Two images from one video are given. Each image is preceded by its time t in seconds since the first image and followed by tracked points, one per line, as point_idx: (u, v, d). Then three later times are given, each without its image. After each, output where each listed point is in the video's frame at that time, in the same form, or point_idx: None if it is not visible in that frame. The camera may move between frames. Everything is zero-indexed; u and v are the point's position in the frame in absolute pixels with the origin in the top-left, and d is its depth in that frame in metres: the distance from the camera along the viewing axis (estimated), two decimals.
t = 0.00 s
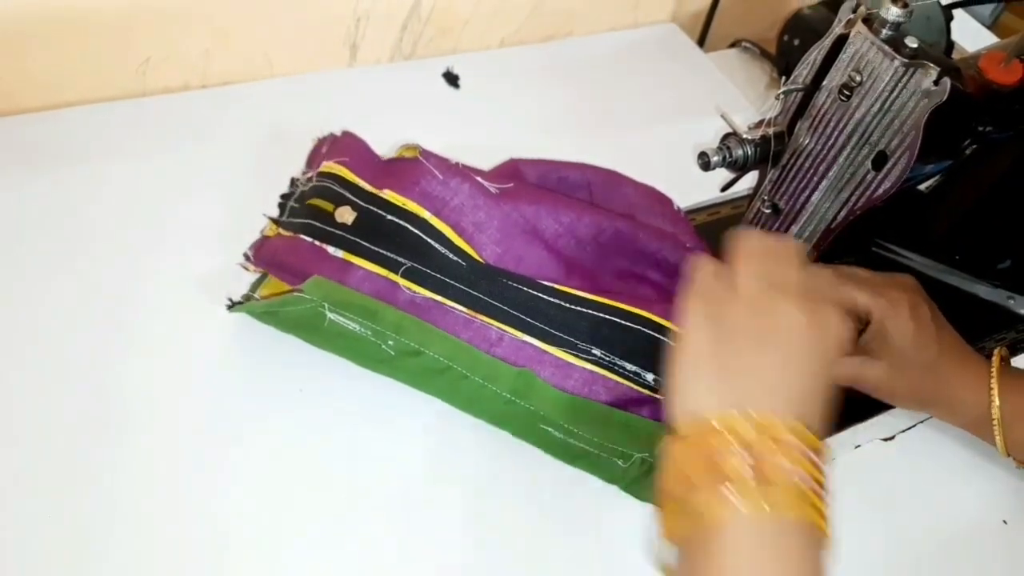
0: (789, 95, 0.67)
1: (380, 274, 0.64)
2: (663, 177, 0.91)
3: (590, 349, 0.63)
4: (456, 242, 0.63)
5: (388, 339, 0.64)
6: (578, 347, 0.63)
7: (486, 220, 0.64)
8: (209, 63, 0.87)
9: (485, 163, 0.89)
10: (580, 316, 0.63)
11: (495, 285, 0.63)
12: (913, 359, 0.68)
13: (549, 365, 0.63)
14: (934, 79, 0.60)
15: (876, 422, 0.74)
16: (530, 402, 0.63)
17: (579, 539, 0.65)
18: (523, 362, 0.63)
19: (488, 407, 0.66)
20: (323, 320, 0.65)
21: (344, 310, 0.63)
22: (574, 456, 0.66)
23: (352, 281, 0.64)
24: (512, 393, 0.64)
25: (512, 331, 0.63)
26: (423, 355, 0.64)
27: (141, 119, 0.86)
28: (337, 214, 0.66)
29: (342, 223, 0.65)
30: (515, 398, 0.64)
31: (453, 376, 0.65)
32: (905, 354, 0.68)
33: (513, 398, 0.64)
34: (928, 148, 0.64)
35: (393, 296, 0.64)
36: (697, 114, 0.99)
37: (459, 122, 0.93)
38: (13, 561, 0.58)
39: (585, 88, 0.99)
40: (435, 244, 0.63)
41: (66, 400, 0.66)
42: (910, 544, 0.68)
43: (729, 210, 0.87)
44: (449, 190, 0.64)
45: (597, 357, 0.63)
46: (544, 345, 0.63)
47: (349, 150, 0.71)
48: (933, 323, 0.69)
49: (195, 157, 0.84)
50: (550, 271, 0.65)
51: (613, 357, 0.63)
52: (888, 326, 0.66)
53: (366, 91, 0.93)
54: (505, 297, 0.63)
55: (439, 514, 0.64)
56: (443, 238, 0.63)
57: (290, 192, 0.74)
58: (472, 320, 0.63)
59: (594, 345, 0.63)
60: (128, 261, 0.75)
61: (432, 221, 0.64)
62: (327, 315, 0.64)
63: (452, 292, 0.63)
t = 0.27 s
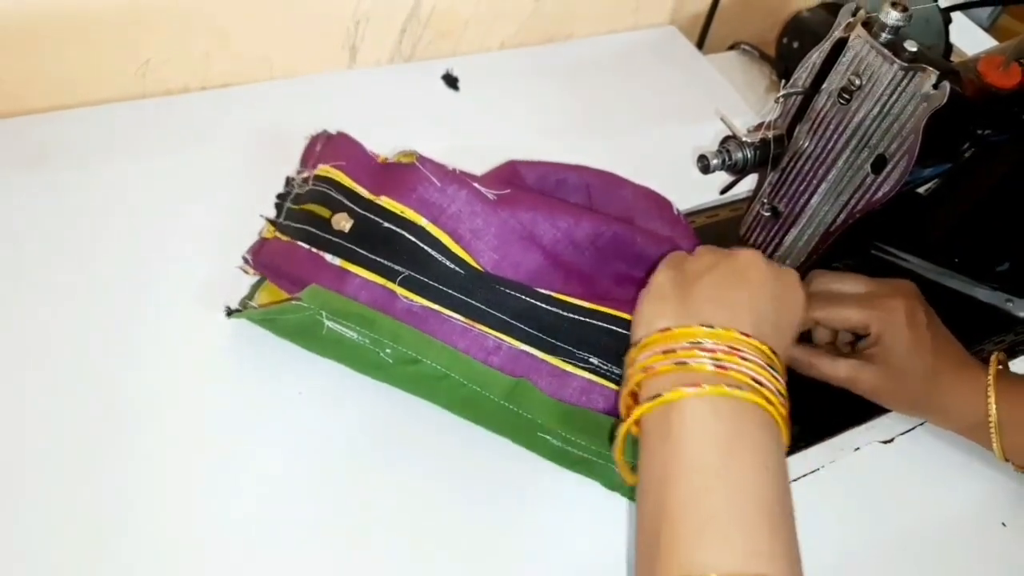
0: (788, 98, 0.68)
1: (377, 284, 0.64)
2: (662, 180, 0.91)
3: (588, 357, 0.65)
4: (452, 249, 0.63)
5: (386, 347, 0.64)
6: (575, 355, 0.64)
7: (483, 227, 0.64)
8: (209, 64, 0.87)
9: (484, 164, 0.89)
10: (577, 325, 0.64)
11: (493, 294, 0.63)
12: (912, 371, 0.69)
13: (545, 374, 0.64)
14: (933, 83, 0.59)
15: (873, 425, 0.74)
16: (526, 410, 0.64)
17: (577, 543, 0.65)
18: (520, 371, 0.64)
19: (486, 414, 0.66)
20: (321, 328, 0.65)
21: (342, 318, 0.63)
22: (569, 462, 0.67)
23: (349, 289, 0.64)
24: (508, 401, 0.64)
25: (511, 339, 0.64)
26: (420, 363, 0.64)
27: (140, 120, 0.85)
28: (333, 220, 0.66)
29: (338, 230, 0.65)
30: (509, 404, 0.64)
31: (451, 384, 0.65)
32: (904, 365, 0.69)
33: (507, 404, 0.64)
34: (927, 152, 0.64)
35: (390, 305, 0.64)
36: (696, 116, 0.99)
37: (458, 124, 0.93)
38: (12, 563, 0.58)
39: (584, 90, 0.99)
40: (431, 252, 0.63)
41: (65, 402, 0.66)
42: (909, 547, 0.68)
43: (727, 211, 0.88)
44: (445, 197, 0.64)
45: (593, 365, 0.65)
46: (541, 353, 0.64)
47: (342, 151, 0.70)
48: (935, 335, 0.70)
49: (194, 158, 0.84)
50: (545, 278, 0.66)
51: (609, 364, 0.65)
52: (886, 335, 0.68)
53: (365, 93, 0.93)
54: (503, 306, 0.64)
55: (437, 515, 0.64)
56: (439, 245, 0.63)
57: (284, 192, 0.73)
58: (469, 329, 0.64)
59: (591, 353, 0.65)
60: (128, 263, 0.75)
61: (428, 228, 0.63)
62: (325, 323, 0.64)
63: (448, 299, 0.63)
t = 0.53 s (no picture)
0: (791, 98, 0.68)
1: (378, 275, 0.63)
2: (665, 180, 0.91)
3: (592, 336, 0.65)
4: (450, 242, 0.64)
5: (391, 339, 0.63)
6: (580, 335, 0.65)
7: (480, 221, 0.64)
8: (211, 63, 0.87)
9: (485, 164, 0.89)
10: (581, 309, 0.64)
11: (494, 284, 0.63)
12: (907, 361, 0.69)
13: (551, 354, 0.65)
14: (939, 82, 0.59)
15: (875, 426, 0.74)
16: (534, 394, 0.64)
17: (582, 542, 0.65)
18: (527, 354, 0.64)
19: (490, 403, 0.66)
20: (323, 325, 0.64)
21: (342, 312, 0.63)
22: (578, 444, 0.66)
23: (350, 282, 0.64)
24: (515, 385, 0.64)
25: (515, 325, 0.64)
26: (425, 353, 0.64)
27: (141, 120, 0.85)
28: (330, 214, 0.65)
29: (336, 224, 0.65)
30: (517, 391, 0.64)
31: (456, 373, 0.64)
32: (899, 355, 0.69)
33: (515, 391, 0.64)
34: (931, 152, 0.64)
35: (391, 297, 0.64)
36: (698, 117, 0.99)
37: (460, 124, 0.92)
38: (13, 566, 0.58)
39: (586, 90, 0.99)
40: (430, 244, 0.63)
41: (67, 403, 0.65)
42: (913, 549, 0.68)
43: (730, 212, 0.88)
44: (442, 191, 0.64)
45: (600, 344, 0.65)
46: (546, 336, 0.64)
47: (344, 149, 0.70)
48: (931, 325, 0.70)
49: (195, 158, 0.84)
50: (542, 272, 0.66)
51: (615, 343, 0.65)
52: (883, 316, 0.69)
53: (367, 92, 0.93)
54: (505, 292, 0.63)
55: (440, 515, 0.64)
56: (438, 238, 0.63)
57: (284, 193, 0.73)
58: (472, 315, 0.64)
59: (596, 332, 0.65)
60: (130, 264, 0.75)
61: (426, 221, 0.64)
62: (326, 319, 0.63)
63: (451, 290, 0.63)
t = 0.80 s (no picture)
0: (795, 101, 0.67)
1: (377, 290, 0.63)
2: (667, 182, 0.90)
3: (593, 352, 0.64)
4: (451, 254, 0.63)
5: (391, 353, 0.64)
6: (580, 352, 0.64)
7: (481, 231, 0.63)
8: (211, 65, 0.87)
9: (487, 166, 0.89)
10: (582, 323, 0.64)
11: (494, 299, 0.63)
12: (899, 353, 0.69)
13: (552, 373, 0.64)
14: (943, 87, 0.59)
15: (875, 431, 0.74)
16: (534, 409, 0.63)
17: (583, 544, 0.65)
18: (526, 371, 0.64)
19: (491, 415, 0.66)
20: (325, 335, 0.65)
21: (344, 326, 0.63)
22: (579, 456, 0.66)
23: (350, 297, 0.64)
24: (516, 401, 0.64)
25: (514, 340, 0.63)
26: (426, 367, 0.64)
27: (142, 121, 0.85)
28: (330, 225, 0.65)
29: (336, 236, 0.64)
30: (520, 406, 0.64)
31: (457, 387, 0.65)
32: (893, 347, 0.69)
33: (518, 406, 0.64)
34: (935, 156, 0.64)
35: (391, 312, 0.64)
36: (700, 119, 0.99)
37: (461, 125, 0.92)
38: (12, 567, 0.57)
39: (588, 92, 0.99)
40: (430, 257, 0.62)
41: (66, 405, 0.65)
42: (915, 553, 0.68)
43: (732, 214, 0.87)
44: (442, 200, 0.63)
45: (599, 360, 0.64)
46: (546, 352, 0.63)
47: (340, 152, 0.68)
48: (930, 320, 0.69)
49: (196, 160, 0.84)
50: (545, 282, 0.65)
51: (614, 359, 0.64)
52: (885, 307, 0.69)
53: (368, 94, 0.93)
54: (505, 308, 0.63)
55: (441, 519, 0.64)
56: (438, 251, 0.62)
57: (282, 192, 0.71)
58: (472, 331, 0.63)
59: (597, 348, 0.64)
60: (130, 265, 0.75)
61: (427, 233, 0.63)
62: (328, 329, 0.64)
63: (451, 305, 0.63)
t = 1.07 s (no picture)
0: (796, 106, 0.67)
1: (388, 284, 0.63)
2: (668, 185, 0.90)
3: (602, 350, 0.64)
4: (461, 247, 0.63)
5: (399, 349, 0.63)
6: (590, 349, 0.64)
7: (490, 225, 0.64)
8: (212, 67, 0.87)
9: (487, 169, 0.89)
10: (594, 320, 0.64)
11: (503, 294, 0.63)
12: (898, 355, 0.69)
13: (560, 370, 0.64)
14: (945, 92, 0.59)
15: (877, 435, 0.74)
16: (543, 407, 0.63)
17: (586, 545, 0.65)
18: (535, 367, 0.63)
19: (498, 413, 0.66)
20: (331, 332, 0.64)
21: (351, 321, 0.62)
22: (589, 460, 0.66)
23: (358, 292, 0.64)
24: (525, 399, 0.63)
25: (524, 337, 0.63)
26: (435, 364, 0.63)
27: (142, 123, 0.85)
28: (339, 222, 0.65)
29: (345, 232, 0.64)
30: (528, 405, 0.63)
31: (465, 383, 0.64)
32: (892, 350, 0.69)
33: (527, 404, 0.63)
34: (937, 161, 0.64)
35: (399, 307, 0.63)
36: (700, 121, 0.99)
37: (462, 128, 0.92)
38: (11, 572, 0.57)
39: (589, 95, 0.98)
40: (439, 251, 0.63)
41: (67, 408, 0.65)
42: (916, 558, 0.67)
43: (733, 218, 0.87)
44: (453, 196, 0.64)
45: (609, 358, 0.65)
46: (554, 350, 0.63)
47: (351, 156, 0.70)
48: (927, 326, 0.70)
49: (196, 162, 0.84)
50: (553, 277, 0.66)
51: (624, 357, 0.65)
52: (883, 311, 0.69)
53: (369, 97, 0.93)
54: (514, 304, 0.63)
55: (441, 523, 0.64)
56: (448, 245, 0.63)
57: (288, 199, 0.72)
58: (482, 327, 0.63)
59: (607, 347, 0.65)
60: (131, 268, 0.75)
61: (436, 227, 0.63)
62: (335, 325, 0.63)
63: (461, 301, 0.63)
